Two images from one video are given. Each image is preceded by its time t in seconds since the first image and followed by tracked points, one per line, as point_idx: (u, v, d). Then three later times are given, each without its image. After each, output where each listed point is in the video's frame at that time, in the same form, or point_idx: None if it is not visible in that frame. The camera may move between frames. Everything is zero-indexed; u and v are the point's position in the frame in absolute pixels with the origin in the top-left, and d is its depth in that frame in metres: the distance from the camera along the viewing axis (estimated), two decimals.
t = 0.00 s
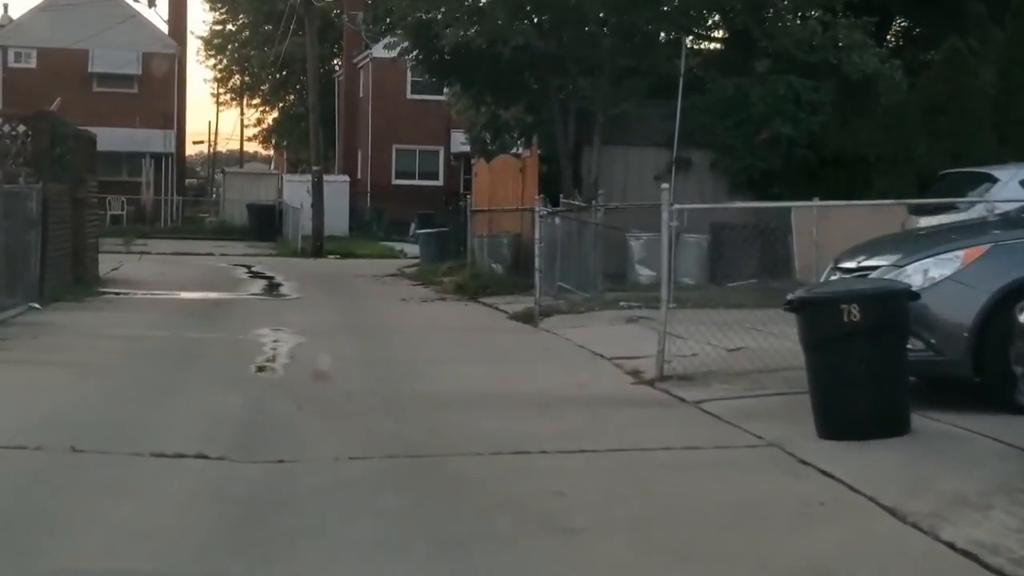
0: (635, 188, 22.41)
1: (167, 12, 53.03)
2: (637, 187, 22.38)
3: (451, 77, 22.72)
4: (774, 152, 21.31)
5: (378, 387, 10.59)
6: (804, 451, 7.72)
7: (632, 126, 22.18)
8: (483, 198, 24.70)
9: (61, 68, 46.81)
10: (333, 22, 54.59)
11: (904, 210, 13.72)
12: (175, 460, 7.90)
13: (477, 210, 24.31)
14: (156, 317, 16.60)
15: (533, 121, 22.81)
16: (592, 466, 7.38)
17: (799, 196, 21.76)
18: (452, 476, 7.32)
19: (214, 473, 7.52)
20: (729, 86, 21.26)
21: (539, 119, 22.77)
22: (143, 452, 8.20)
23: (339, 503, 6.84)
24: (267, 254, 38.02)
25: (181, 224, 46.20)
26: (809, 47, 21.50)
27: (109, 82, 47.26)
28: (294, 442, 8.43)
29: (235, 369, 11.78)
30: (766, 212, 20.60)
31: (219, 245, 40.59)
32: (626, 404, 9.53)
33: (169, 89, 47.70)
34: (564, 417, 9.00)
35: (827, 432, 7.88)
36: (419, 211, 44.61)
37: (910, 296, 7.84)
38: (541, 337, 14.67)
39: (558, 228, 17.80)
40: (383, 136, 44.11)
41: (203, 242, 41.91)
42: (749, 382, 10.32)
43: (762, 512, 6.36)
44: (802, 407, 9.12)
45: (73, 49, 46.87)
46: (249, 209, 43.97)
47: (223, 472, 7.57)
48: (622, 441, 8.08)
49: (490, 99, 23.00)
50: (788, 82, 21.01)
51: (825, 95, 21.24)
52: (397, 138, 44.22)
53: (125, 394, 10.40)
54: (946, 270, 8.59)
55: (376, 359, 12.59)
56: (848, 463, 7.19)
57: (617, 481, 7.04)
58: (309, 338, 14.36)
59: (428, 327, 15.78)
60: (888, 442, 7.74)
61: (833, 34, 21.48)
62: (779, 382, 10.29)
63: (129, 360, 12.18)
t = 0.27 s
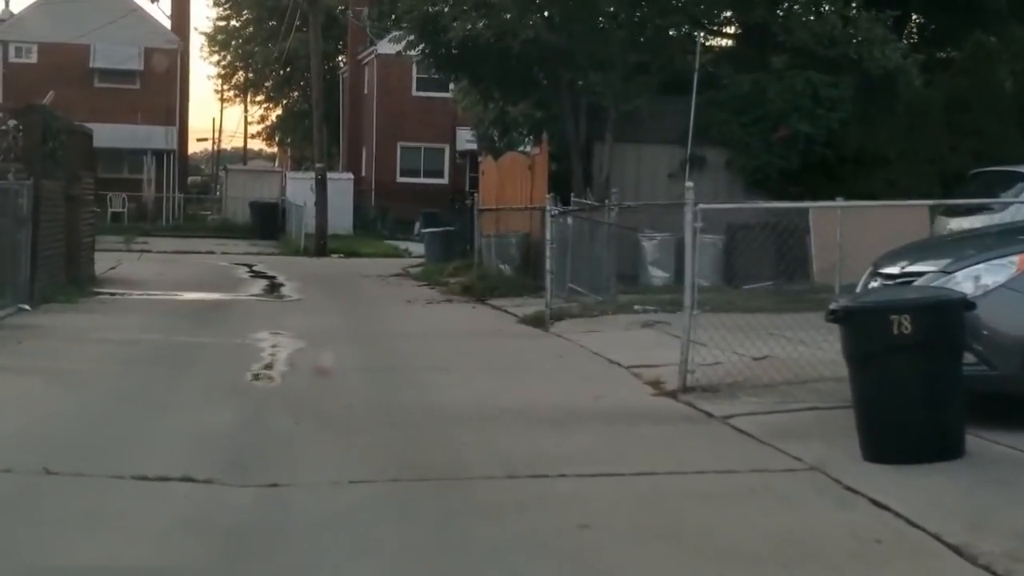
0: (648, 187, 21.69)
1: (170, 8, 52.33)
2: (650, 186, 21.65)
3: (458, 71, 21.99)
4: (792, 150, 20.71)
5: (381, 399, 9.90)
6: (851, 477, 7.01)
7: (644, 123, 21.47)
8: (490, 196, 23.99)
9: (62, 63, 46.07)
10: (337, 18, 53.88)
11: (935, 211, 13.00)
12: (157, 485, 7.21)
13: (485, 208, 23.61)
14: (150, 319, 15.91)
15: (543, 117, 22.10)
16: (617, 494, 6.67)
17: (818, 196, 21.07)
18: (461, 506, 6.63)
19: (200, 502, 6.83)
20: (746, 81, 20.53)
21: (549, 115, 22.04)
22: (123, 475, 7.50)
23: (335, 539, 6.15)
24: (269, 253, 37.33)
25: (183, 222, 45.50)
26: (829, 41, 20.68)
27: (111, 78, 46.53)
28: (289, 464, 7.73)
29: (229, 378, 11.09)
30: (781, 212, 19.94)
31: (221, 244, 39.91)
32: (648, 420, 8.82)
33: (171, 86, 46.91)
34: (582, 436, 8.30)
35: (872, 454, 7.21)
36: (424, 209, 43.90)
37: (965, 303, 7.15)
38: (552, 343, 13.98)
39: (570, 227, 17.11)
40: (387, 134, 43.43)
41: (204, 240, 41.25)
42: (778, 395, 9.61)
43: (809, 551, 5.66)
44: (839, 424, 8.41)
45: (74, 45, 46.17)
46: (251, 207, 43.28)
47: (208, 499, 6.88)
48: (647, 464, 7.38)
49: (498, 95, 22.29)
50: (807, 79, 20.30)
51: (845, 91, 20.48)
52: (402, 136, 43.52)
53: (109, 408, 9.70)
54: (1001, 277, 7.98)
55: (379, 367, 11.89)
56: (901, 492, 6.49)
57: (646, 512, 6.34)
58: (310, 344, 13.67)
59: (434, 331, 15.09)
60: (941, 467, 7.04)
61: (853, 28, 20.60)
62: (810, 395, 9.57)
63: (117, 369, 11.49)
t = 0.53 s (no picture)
0: (662, 187, 21.00)
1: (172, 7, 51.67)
2: (664, 187, 20.96)
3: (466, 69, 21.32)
4: (811, 150, 19.92)
5: (383, 415, 9.24)
6: (904, 511, 6.35)
7: (657, 121, 20.81)
8: (498, 197, 23.31)
9: (63, 62, 45.41)
10: (340, 17, 53.25)
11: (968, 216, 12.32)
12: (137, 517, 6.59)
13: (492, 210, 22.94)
14: (144, 326, 15.27)
15: (552, 116, 21.42)
16: (646, 531, 6.01)
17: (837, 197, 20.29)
18: (472, 543, 5.96)
19: (184, 537, 6.18)
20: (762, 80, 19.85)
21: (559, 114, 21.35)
22: (99, 505, 6.89)
23: None
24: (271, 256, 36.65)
25: (184, 224, 44.85)
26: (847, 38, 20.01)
27: (111, 77, 45.86)
28: (284, 492, 7.08)
29: (222, 391, 10.44)
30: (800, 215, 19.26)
31: (221, 246, 39.25)
32: (672, 441, 8.16)
33: (173, 85, 46.25)
34: (601, 461, 7.63)
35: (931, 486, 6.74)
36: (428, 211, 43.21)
37: None
38: (565, 351, 13.32)
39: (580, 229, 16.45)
40: (391, 135, 42.76)
41: (205, 242, 40.62)
42: (811, 413, 8.94)
43: None
44: (884, 446, 7.74)
45: (75, 43, 45.49)
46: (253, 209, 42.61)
47: (196, 532, 6.25)
48: (675, 493, 6.73)
49: (506, 93, 21.63)
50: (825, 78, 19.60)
51: (865, 90, 19.82)
52: (406, 137, 42.85)
53: (94, 425, 9.06)
54: None
55: (383, 378, 11.24)
56: (965, 533, 5.91)
57: (680, 552, 5.67)
58: (310, 353, 13.02)
59: (440, 339, 14.44)
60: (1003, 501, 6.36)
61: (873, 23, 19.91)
62: (846, 412, 8.89)
63: (106, 381, 10.85)
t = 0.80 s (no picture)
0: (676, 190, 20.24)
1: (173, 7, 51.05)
2: (677, 189, 20.21)
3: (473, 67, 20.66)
4: (829, 151, 19.30)
5: (385, 435, 8.60)
6: (972, 551, 5.72)
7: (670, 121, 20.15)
8: (506, 199, 22.64)
9: (62, 63, 44.75)
10: (343, 17, 52.65)
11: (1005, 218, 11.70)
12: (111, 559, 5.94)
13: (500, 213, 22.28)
14: (137, 334, 14.63)
15: (562, 116, 20.77)
16: None
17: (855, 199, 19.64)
18: None
19: None
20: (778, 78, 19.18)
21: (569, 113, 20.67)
22: (67, 545, 6.25)
23: None
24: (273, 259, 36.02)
25: (186, 227, 44.21)
26: (868, 35, 19.36)
27: (112, 79, 45.20)
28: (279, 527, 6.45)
29: (214, 408, 9.80)
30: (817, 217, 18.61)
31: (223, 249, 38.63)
32: (703, 465, 7.51)
33: (174, 86, 45.63)
34: (623, 490, 6.98)
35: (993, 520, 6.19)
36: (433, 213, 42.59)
37: None
38: (578, 362, 12.67)
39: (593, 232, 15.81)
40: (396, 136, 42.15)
41: (206, 245, 40.00)
42: (850, 432, 8.28)
43: None
44: (936, 472, 7.10)
45: (75, 44, 44.83)
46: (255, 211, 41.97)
47: None
48: (711, 530, 6.07)
49: (514, 93, 20.98)
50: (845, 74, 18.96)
51: (886, 89, 19.23)
52: (411, 138, 42.23)
53: (74, 448, 8.42)
54: None
55: (387, 392, 10.59)
56: None
57: None
58: (309, 364, 12.37)
59: (445, 348, 13.79)
60: None
61: (894, 20, 19.13)
62: (888, 431, 8.25)
63: (91, 396, 10.21)
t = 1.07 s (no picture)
0: (688, 191, 19.62)
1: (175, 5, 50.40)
2: (689, 189, 19.61)
3: (480, 63, 19.98)
4: (848, 149, 18.56)
5: (390, 455, 7.96)
6: None
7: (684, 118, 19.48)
8: (513, 200, 22.00)
9: (62, 62, 44.06)
10: (346, 16, 52.01)
11: None
12: None
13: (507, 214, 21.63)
14: (130, 340, 13.99)
15: (572, 114, 20.11)
16: None
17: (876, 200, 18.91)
18: None
19: None
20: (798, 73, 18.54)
21: (580, 112, 20.00)
22: None
23: None
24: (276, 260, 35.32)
25: (187, 228, 43.54)
26: (888, 29, 18.66)
27: (113, 78, 44.52)
28: (274, 563, 5.81)
29: (206, 423, 9.15)
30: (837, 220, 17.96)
31: (225, 250, 37.96)
32: (738, 491, 6.86)
33: (175, 86, 44.96)
34: (652, 522, 6.34)
35: None
36: (437, 214, 41.94)
37: None
38: (593, 371, 12.03)
39: (606, 234, 15.17)
40: (400, 136, 41.51)
41: (208, 246, 39.33)
42: (895, 452, 7.63)
43: None
44: (998, 500, 6.45)
45: (75, 43, 44.15)
46: (258, 212, 41.32)
47: None
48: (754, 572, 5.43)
49: (521, 90, 20.33)
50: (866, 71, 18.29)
51: (907, 84, 18.50)
52: (415, 138, 41.60)
53: (51, 469, 7.76)
54: None
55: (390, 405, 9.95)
56: None
57: None
58: (310, 374, 11.73)
59: (452, 355, 13.16)
60: None
61: (916, 13, 18.45)
62: (936, 451, 7.60)
63: (76, 410, 9.56)
